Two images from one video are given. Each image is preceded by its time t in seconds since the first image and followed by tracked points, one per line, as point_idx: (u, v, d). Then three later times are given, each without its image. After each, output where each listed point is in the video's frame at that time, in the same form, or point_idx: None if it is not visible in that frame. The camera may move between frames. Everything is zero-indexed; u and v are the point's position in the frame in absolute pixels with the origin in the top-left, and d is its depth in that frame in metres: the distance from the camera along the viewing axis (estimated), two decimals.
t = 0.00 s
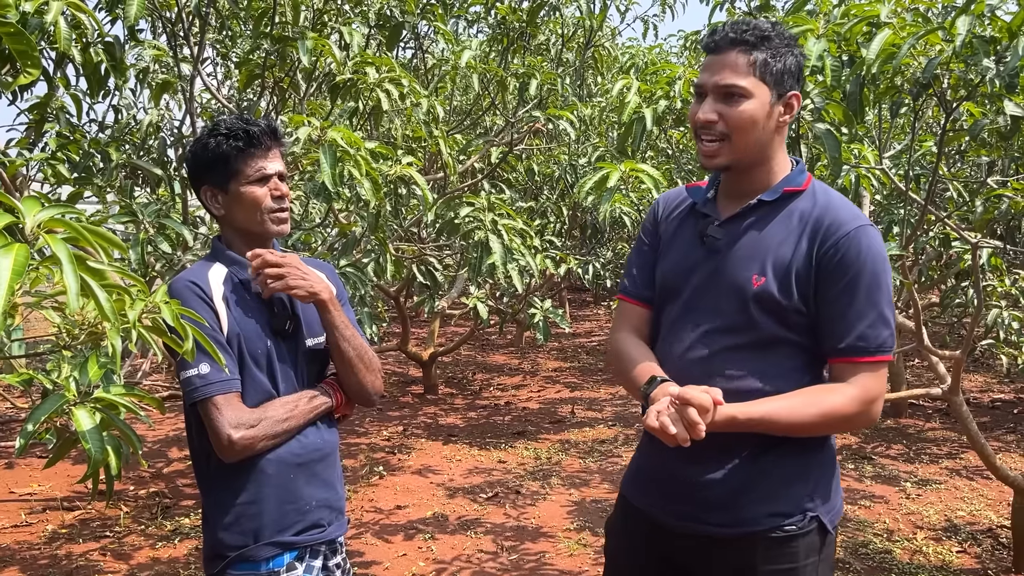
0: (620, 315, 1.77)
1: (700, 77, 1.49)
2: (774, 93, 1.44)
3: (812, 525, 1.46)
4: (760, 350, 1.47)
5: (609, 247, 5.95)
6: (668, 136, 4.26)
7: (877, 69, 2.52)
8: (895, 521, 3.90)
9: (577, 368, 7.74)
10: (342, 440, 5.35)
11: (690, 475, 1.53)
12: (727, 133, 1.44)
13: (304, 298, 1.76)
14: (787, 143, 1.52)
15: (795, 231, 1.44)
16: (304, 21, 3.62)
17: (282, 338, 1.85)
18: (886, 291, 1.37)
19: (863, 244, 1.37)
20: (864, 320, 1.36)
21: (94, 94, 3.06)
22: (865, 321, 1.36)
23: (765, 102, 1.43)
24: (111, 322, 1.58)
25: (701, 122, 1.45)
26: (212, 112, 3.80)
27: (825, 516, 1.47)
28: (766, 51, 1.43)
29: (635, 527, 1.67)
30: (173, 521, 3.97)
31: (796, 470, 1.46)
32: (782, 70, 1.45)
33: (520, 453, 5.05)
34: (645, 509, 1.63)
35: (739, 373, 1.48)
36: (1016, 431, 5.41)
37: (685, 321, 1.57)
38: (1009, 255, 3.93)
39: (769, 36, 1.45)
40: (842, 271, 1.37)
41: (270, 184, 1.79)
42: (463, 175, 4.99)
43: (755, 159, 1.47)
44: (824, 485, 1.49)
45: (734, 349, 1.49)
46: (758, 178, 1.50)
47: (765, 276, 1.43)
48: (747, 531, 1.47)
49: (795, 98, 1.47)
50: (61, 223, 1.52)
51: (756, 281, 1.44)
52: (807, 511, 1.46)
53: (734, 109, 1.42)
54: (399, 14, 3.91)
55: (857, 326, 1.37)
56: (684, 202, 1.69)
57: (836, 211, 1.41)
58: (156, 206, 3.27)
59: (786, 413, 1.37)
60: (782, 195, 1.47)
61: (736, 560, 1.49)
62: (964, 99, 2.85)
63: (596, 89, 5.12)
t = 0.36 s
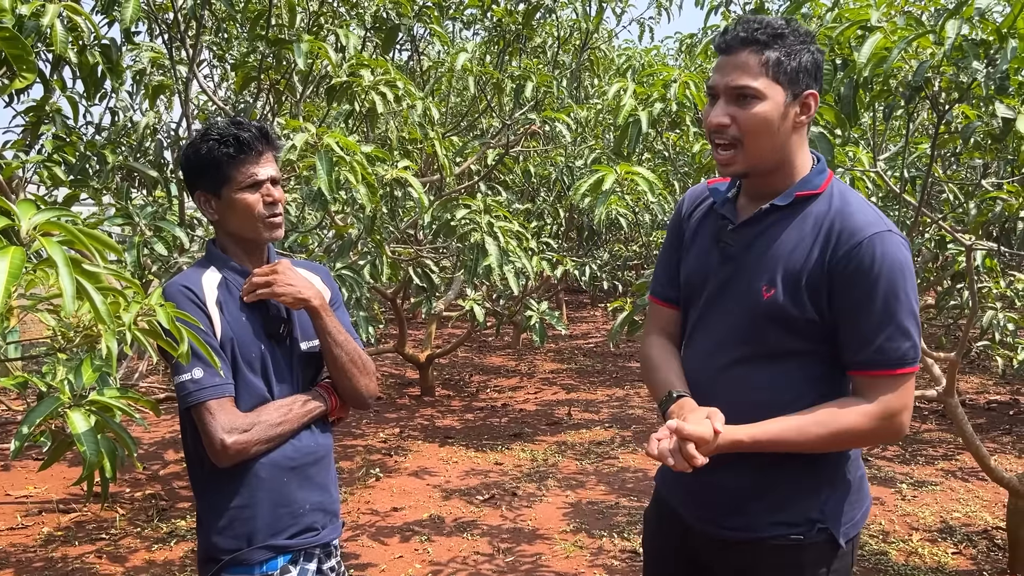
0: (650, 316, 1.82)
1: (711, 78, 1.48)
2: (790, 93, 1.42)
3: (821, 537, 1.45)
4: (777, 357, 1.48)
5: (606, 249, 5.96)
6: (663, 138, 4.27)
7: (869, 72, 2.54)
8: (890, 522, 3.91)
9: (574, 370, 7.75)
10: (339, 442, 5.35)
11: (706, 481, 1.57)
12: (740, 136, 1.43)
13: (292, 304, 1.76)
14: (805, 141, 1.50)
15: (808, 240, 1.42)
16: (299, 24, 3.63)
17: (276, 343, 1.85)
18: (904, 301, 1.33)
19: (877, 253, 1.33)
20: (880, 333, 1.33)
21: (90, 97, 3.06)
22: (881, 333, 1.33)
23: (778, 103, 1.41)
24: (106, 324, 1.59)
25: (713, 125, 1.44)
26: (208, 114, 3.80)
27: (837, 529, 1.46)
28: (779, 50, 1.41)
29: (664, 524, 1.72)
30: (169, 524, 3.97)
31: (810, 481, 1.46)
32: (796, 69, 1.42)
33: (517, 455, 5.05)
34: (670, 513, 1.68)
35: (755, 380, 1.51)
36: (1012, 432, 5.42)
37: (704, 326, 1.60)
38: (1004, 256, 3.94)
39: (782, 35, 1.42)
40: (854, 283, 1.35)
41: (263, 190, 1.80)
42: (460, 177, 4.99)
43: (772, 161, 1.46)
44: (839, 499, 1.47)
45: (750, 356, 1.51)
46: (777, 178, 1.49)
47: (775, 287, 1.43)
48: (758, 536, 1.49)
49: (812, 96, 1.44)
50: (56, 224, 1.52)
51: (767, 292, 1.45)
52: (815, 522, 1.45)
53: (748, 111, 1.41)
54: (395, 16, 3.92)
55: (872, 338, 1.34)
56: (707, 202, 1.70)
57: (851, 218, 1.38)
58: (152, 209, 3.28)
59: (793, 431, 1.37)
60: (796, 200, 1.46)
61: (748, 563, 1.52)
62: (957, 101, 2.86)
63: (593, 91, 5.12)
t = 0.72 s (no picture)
0: (648, 316, 1.82)
1: (719, 75, 1.50)
2: (794, 91, 1.43)
3: (820, 533, 1.46)
4: (777, 350, 1.48)
5: (604, 249, 5.97)
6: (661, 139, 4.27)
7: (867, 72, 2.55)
8: (889, 522, 3.92)
9: (573, 370, 7.74)
10: (337, 442, 5.35)
11: (707, 476, 1.57)
12: (742, 129, 1.44)
13: (296, 307, 1.77)
14: (806, 142, 1.51)
15: (811, 232, 1.43)
16: (298, 24, 3.63)
17: (274, 345, 1.86)
18: (906, 294, 1.35)
19: (880, 246, 1.35)
20: (881, 326, 1.35)
21: (89, 97, 3.06)
22: (882, 326, 1.35)
23: (781, 101, 1.42)
24: (103, 325, 1.58)
25: (717, 118, 1.45)
26: (206, 114, 3.80)
27: (836, 524, 1.47)
28: (785, 49, 1.43)
29: (665, 524, 1.72)
30: (167, 524, 3.97)
31: (808, 477, 1.46)
32: (801, 69, 1.44)
33: (515, 455, 5.05)
34: (669, 509, 1.68)
35: (755, 374, 1.50)
36: (1009, 433, 5.42)
37: (703, 321, 1.59)
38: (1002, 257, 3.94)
39: (789, 35, 1.45)
40: (856, 277, 1.36)
41: (258, 189, 1.79)
42: (458, 177, 4.99)
43: (773, 157, 1.47)
44: (837, 494, 1.48)
45: (750, 350, 1.50)
46: (777, 176, 1.50)
47: (777, 279, 1.44)
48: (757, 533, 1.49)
49: (815, 97, 1.46)
50: (53, 224, 1.52)
51: (769, 283, 1.45)
52: (814, 518, 1.46)
53: (751, 105, 1.42)
54: (393, 16, 3.92)
55: (873, 330, 1.36)
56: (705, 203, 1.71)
57: (854, 213, 1.40)
58: (150, 209, 3.28)
59: (795, 417, 1.36)
60: (798, 196, 1.47)
61: (748, 561, 1.52)
62: (954, 101, 2.86)
63: (591, 91, 5.13)
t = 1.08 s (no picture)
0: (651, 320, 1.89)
1: (704, 89, 1.57)
2: (778, 95, 1.53)
3: (801, 514, 1.49)
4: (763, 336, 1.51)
5: (605, 249, 5.96)
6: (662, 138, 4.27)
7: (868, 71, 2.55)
8: (888, 521, 3.92)
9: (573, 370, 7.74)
10: (337, 441, 5.35)
11: (693, 461, 1.63)
12: (744, 135, 1.50)
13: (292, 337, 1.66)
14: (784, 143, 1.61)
15: (793, 220, 1.47)
16: (298, 23, 3.63)
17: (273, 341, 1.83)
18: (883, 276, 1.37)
19: (856, 229, 1.38)
20: (860, 301, 1.35)
21: (89, 96, 3.06)
22: (862, 301, 1.35)
23: (772, 105, 1.51)
24: (102, 322, 1.58)
25: (717, 127, 1.50)
26: (206, 113, 3.80)
27: (816, 506, 1.49)
28: (765, 57, 1.52)
29: (663, 512, 1.77)
30: (167, 523, 3.97)
31: (788, 460, 1.49)
32: (782, 76, 1.53)
33: (515, 454, 5.05)
34: (664, 496, 1.75)
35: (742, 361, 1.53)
36: (1010, 432, 5.42)
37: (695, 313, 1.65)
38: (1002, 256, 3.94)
39: (763, 46, 1.55)
40: (835, 256, 1.39)
41: (255, 186, 1.80)
42: (458, 176, 4.99)
43: (771, 159, 1.54)
44: (818, 478, 1.50)
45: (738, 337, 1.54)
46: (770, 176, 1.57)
47: (760, 264, 1.49)
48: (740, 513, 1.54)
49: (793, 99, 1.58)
50: (52, 222, 1.52)
51: (753, 269, 1.50)
52: (795, 499, 1.49)
53: (747, 112, 1.50)
54: (394, 15, 3.91)
55: (853, 305, 1.35)
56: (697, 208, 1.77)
57: (833, 201, 1.44)
58: (150, 207, 3.28)
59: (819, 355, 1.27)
60: (779, 189, 1.52)
61: (734, 541, 1.56)
62: (956, 100, 2.86)
63: (591, 90, 5.12)
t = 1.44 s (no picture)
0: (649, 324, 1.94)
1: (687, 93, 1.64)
2: (757, 101, 1.59)
3: (813, 499, 1.53)
4: (762, 329, 1.56)
5: (606, 248, 5.96)
6: (664, 138, 4.27)
7: (871, 70, 2.55)
8: (890, 520, 3.92)
9: (575, 369, 7.74)
10: (340, 440, 5.36)
11: (703, 453, 1.64)
12: (719, 140, 1.57)
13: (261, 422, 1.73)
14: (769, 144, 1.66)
15: (783, 216, 1.54)
16: (301, 23, 3.64)
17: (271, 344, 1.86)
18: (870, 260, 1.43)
19: (840, 218, 1.45)
20: (845, 288, 1.41)
21: (93, 95, 3.07)
22: (847, 287, 1.41)
23: (749, 110, 1.57)
24: (105, 322, 1.59)
25: (694, 132, 1.58)
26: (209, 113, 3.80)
27: (826, 492, 1.54)
28: (743, 65, 1.58)
29: (668, 502, 1.78)
30: (170, 521, 3.98)
31: (801, 447, 1.53)
32: (759, 81, 1.60)
33: (517, 453, 5.06)
34: (670, 488, 1.75)
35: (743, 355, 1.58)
36: (1012, 431, 5.42)
37: (694, 312, 1.70)
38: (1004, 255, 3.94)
39: (743, 54, 1.61)
40: (822, 246, 1.45)
41: (252, 184, 1.80)
42: (461, 175, 4.99)
43: (748, 161, 1.61)
44: (826, 463, 1.55)
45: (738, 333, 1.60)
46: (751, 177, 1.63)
47: (758, 260, 1.54)
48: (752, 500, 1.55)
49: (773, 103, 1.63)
50: (55, 222, 1.53)
51: (750, 265, 1.55)
52: (808, 485, 1.53)
53: (723, 117, 1.56)
54: (396, 14, 3.92)
55: (839, 292, 1.41)
56: (687, 214, 1.82)
57: (818, 194, 1.51)
58: (153, 207, 3.29)
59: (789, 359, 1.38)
60: (767, 188, 1.59)
61: (744, 529, 1.58)
62: (958, 99, 2.86)
63: (593, 90, 5.13)
